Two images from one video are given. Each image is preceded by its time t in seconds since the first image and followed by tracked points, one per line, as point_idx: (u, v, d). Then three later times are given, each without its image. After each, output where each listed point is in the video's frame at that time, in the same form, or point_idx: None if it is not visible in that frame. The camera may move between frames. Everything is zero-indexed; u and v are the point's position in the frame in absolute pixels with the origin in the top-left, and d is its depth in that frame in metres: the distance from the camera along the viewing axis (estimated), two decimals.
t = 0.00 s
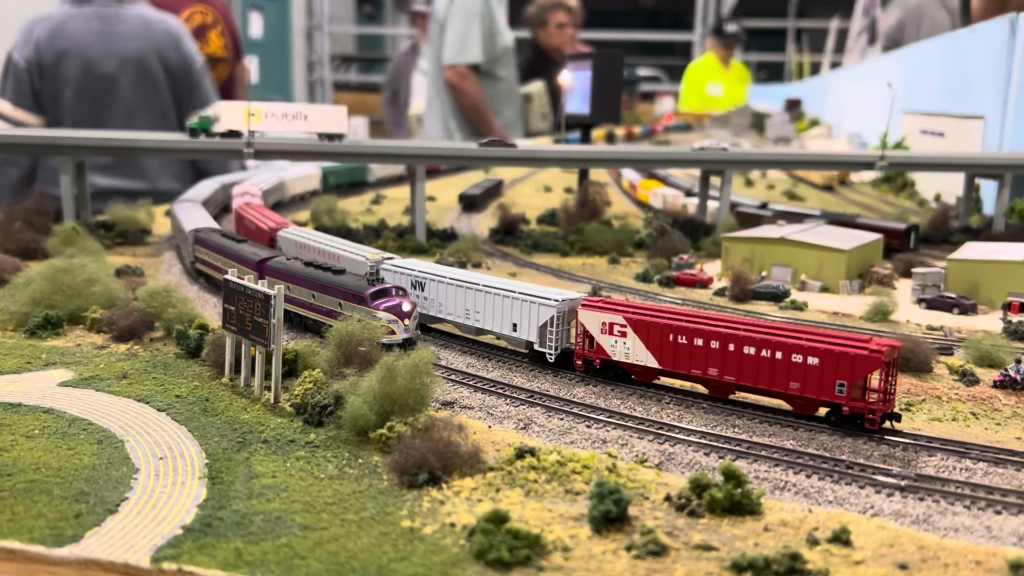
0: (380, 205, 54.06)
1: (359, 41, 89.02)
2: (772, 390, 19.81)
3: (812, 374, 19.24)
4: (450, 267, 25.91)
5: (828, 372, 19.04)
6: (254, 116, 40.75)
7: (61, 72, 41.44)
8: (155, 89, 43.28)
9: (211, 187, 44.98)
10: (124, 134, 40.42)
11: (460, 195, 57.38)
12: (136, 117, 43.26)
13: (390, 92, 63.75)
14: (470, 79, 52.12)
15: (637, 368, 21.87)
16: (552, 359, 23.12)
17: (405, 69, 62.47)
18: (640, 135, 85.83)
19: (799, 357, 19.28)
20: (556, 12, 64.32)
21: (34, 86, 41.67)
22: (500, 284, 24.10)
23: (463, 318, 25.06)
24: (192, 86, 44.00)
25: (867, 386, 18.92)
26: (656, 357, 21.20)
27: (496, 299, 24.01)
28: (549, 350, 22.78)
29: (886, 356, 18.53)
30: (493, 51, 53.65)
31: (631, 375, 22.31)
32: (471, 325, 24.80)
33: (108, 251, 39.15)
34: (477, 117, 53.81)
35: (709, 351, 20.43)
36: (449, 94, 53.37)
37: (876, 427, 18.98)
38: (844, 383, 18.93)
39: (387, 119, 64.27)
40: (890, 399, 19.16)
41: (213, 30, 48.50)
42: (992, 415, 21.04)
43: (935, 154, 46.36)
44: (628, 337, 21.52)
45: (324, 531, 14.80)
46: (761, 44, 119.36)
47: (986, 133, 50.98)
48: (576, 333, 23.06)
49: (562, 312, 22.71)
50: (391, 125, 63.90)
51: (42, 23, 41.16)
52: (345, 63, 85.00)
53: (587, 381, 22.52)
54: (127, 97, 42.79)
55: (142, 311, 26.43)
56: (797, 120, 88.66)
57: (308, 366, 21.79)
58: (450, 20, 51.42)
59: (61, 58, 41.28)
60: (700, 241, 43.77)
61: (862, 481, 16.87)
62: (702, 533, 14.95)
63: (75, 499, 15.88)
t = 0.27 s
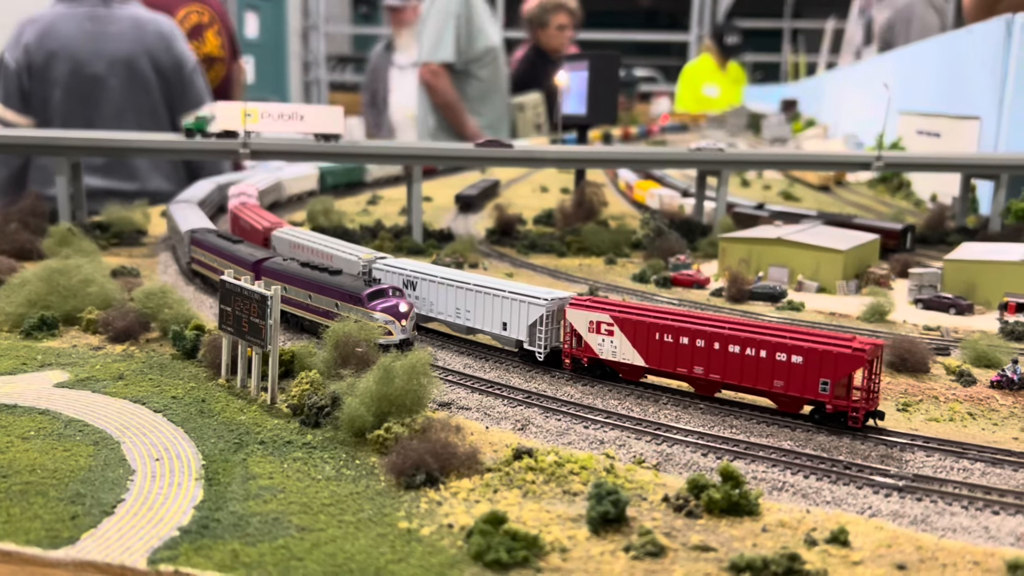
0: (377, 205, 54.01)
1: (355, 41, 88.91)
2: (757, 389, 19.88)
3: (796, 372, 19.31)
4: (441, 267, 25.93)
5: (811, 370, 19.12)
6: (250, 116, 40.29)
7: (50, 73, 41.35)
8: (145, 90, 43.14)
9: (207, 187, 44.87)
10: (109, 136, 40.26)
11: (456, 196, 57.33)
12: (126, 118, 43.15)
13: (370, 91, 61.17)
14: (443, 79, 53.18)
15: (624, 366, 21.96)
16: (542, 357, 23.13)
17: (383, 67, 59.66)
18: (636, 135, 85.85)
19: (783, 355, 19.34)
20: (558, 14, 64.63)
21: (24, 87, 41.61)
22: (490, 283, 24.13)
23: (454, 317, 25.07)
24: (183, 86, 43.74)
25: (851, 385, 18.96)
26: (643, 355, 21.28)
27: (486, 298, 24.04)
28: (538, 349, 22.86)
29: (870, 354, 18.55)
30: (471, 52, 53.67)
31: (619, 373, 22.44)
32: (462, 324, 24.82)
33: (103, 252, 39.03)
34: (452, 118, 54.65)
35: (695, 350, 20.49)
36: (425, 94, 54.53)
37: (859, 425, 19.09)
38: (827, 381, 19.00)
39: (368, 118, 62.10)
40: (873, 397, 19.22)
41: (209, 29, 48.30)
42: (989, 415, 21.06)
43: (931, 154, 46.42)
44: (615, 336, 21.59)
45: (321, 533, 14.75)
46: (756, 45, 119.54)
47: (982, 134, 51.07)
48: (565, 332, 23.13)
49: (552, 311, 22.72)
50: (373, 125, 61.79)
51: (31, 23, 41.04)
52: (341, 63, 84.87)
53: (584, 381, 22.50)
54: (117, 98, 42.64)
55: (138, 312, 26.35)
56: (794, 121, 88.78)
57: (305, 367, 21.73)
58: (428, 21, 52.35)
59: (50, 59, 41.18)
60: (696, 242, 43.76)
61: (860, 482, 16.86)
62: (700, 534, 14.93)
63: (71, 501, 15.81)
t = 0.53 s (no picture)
0: (373, 208, 54.01)
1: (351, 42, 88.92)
2: (746, 391, 19.96)
3: (785, 374, 19.38)
4: (435, 269, 25.97)
5: (800, 372, 19.18)
6: (246, 119, 40.13)
7: (69, 71, 41.55)
8: (162, 92, 43.66)
9: (204, 190, 44.82)
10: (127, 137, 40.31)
11: (453, 198, 57.35)
12: (142, 119, 43.31)
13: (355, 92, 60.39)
14: (434, 81, 53.20)
15: (615, 368, 22.04)
16: (533, 359, 23.18)
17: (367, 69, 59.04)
18: (633, 137, 85.93)
19: (772, 358, 19.41)
20: (557, 16, 64.84)
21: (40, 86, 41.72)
22: (482, 286, 24.17)
23: (446, 320, 25.14)
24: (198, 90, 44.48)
25: (839, 387, 19.00)
26: (634, 358, 21.37)
27: (478, 301, 24.08)
28: (530, 351, 22.91)
29: (856, 357, 18.62)
30: (461, 52, 54.04)
31: (609, 376, 22.51)
32: (454, 327, 24.88)
33: (100, 255, 38.98)
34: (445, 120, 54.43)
35: (685, 352, 20.56)
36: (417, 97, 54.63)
37: (847, 427, 19.16)
38: (816, 383, 19.08)
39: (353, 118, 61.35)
40: (860, 399, 19.29)
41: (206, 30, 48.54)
42: (986, 419, 21.10)
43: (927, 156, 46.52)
44: (606, 338, 21.68)
45: (318, 538, 14.75)
46: (752, 46, 119.76)
47: (978, 136, 51.19)
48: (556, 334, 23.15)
49: (543, 314, 22.73)
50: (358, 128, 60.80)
51: (51, 24, 41.46)
52: (338, 64, 84.90)
53: (581, 384, 22.53)
54: (133, 98, 42.94)
55: (135, 316, 26.33)
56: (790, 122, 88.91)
57: (302, 371, 21.73)
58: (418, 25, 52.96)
59: (70, 58, 41.49)
60: (693, 244, 43.81)
61: (857, 486, 16.89)
62: (697, 539, 14.94)
63: (68, 506, 15.78)
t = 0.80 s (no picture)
0: (374, 208, 54.02)
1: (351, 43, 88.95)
2: (742, 387, 20.01)
3: (779, 370, 19.43)
4: (432, 267, 26.04)
5: (794, 368, 19.23)
6: (247, 118, 40.08)
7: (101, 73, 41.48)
8: (186, 95, 44.45)
9: (205, 190, 44.79)
10: (151, 138, 40.72)
11: (453, 198, 57.38)
12: (168, 122, 44.06)
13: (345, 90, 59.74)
14: (428, 82, 53.47)
15: (612, 365, 22.12)
16: (530, 356, 23.26)
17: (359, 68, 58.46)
18: (632, 137, 86.02)
19: (767, 354, 19.45)
20: (555, 17, 64.82)
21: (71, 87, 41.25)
22: (480, 283, 24.21)
23: (444, 317, 25.21)
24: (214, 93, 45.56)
25: (835, 383, 19.03)
26: (630, 354, 21.42)
27: (475, 298, 24.13)
28: (526, 348, 22.97)
29: (851, 352, 18.65)
30: (455, 53, 54.09)
31: (606, 372, 22.59)
32: (452, 324, 24.96)
33: (101, 255, 38.96)
34: (440, 121, 54.46)
35: (680, 348, 20.61)
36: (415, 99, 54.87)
37: (842, 423, 19.28)
38: (810, 379, 19.12)
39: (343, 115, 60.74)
40: (855, 394, 19.35)
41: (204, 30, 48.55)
42: (989, 416, 21.12)
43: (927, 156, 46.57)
44: (602, 335, 21.72)
45: (324, 535, 14.73)
46: (751, 47, 119.96)
47: (978, 135, 51.29)
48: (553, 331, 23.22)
49: (540, 311, 22.79)
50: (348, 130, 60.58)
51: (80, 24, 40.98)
52: (338, 65, 84.93)
53: (582, 381, 22.54)
54: (160, 101, 43.62)
55: (137, 314, 26.32)
56: (790, 123, 88.99)
57: (306, 369, 21.71)
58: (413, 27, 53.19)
59: (102, 60, 41.39)
60: (694, 243, 43.85)
61: (862, 483, 16.89)
62: (703, 535, 14.93)
63: (73, 504, 15.76)
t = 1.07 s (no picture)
0: (374, 211, 54.12)
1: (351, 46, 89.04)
2: (728, 391, 20.18)
3: (765, 374, 19.60)
4: (427, 271, 26.18)
5: (780, 372, 19.41)
6: (248, 122, 40.13)
7: (110, 77, 41.68)
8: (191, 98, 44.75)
9: (205, 194, 44.85)
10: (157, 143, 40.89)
11: (454, 202, 57.47)
12: (173, 125, 44.42)
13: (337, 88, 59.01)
14: (426, 85, 53.56)
15: (601, 369, 22.31)
16: (521, 360, 23.48)
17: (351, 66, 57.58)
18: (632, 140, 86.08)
19: (752, 358, 19.64)
20: (558, 19, 65.08)
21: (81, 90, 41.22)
22: (472, 288, 24.39)
23: (438, 321, 25.35)
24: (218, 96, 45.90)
25: (820, 388, 19.17)
26: (619, 358, 21.60)
27: (468, 302, 24.29)
28: (518, 351, 23.21)
29: (835, 357, 18.81)
30: (454, 56, 54.16)
31: (597, 376, 22.77)
32: (445, 328, 25.10)
33: (101, 260, 39.02)
34: (439, 124, 54.68)
35: (668, 353, 20.78)
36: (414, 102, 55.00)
37: (826, 427, 19.30)
38: (795, 383, 19.28)
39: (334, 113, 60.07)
40: (839, 399, 19.53)
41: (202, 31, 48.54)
42: (988, 422, 21.17)
43: (927, 159, 46.63)
44: (592, 339, 21.93)
45: (324, 543, 14.77)
46: (750, 49, 120.16)
47: (977, 139, 51.39)
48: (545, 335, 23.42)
49: (531, 315, 23.00)
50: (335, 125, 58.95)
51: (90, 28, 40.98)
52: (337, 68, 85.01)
53: (581, 387, 22.60)
54: (166, 105, 43.96)
55: (138, 320, 26.37)
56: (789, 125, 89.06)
57: (306, 376, 21.74)
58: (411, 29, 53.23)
59: (111, 64, 41.56)
60: (693, 247, 43.91)
61: (861, 490, 16.93)
62: (703, 543, 14.98)
63: (74, 512, 15.79)
